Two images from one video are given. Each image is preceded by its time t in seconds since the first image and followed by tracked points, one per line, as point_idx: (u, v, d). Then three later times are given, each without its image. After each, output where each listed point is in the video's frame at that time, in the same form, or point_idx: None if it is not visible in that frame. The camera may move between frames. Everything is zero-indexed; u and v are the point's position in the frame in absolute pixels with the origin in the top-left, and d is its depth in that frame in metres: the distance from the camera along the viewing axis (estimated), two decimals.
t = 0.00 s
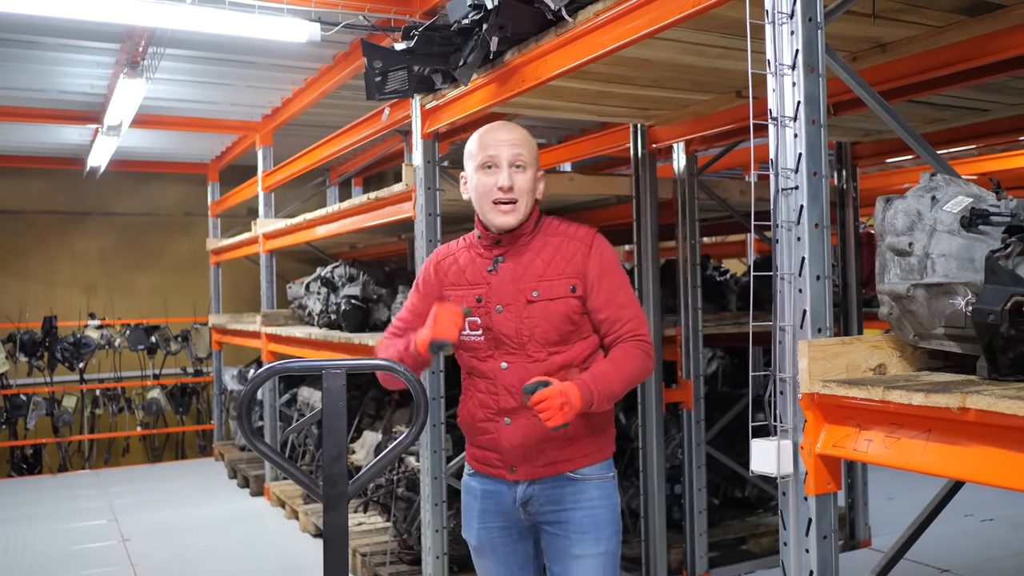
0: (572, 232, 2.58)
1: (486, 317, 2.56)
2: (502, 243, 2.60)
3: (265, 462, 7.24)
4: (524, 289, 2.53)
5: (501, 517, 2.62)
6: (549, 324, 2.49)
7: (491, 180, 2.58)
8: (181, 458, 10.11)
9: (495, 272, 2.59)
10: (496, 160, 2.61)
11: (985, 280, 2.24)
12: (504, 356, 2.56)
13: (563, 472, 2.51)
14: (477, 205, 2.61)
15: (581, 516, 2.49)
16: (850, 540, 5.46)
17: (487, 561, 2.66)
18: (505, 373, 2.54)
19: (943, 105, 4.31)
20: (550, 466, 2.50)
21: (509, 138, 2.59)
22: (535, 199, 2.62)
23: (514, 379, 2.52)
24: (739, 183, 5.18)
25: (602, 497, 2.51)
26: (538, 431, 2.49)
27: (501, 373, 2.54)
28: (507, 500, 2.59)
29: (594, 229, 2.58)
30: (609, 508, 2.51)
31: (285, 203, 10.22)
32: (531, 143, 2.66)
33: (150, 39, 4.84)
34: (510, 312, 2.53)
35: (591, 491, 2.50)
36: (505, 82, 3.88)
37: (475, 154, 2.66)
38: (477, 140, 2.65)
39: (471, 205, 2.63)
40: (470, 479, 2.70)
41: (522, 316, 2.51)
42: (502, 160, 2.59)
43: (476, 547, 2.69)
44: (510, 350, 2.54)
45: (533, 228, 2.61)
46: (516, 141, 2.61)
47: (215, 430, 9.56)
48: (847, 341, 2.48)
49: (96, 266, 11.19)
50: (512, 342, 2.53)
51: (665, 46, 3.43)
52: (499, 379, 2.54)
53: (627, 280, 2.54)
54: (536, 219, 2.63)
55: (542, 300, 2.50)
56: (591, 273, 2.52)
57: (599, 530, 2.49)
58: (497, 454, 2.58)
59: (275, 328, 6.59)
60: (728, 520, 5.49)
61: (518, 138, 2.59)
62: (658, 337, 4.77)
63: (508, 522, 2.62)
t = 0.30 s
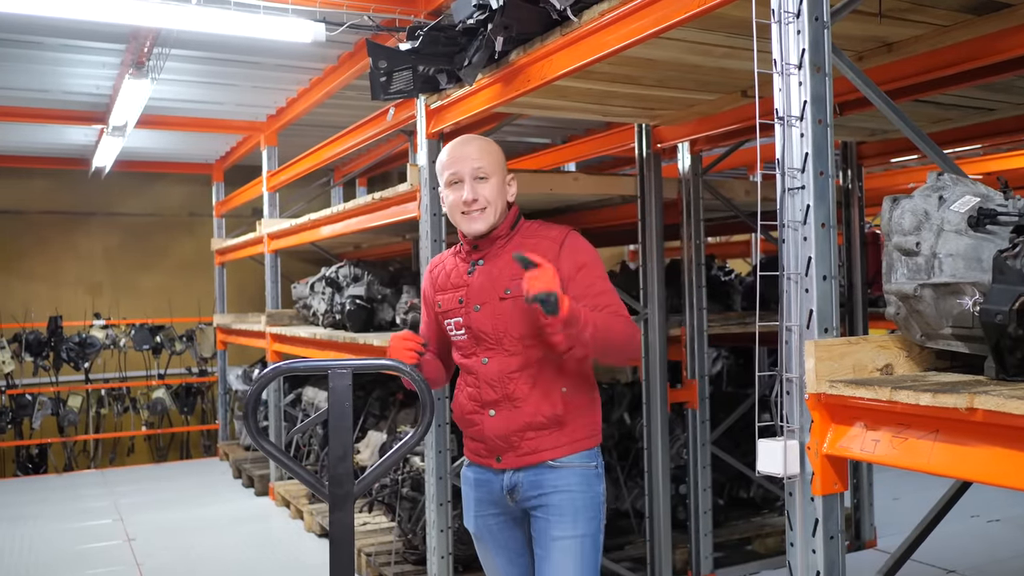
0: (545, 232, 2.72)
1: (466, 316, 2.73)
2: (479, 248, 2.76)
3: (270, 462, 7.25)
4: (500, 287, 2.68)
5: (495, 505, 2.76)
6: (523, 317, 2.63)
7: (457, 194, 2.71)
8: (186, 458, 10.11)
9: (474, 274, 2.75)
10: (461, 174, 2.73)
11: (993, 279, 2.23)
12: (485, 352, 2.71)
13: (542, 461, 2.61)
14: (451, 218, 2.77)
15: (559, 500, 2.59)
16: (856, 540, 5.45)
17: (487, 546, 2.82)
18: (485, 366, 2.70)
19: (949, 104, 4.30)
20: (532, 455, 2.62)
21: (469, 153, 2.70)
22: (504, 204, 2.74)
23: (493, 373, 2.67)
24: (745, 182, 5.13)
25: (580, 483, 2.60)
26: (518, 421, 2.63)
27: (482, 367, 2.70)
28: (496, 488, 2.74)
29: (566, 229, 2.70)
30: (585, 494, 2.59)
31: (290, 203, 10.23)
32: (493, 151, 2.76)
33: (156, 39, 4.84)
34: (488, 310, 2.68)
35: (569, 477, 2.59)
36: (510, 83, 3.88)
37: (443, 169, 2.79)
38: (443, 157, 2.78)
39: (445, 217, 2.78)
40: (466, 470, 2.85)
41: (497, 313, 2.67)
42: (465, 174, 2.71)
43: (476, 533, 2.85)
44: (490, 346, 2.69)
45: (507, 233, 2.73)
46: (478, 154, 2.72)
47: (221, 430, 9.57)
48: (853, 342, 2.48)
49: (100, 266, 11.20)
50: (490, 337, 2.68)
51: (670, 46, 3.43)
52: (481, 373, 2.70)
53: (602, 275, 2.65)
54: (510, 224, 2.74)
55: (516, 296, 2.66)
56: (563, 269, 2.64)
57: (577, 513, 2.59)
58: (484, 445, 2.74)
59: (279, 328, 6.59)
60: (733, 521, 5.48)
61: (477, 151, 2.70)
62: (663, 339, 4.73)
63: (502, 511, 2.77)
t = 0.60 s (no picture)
0: (532, 231, 2.83)
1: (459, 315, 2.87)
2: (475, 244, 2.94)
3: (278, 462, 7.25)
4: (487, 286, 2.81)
5: (489, 498, 2.91)
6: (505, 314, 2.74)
7: (457, 192, 2.89)
8: (193, 458, 10.12)
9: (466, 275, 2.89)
10: (462, 173, 2.91)
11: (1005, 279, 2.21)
12: (475, 350, 2.84)
13: (524, 455, 2.70)
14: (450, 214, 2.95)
15: (525, 490, 2.65)
16: (864, 541, 5.43)
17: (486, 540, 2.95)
18: (475, 363, 2.83)
19: (958, 103, 4.28)
20: (515, 449, 2.71)
21: (471, 153, 2.88)
22: (501, 204, 2.91)
23: (482, 369, 2.80)
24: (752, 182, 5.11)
25: (551, 479, 2.64)
26: (503, 416, 2.75)
27: (473, 364, 2.83)
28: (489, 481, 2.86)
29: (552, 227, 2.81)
30: (549, 488, 2.62)
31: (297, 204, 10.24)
32: (494, 153, 2.94)
33: (164, 39, 4.84)
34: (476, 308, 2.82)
35: (542, 470, 2.65)
36: (518, 82, 3.88)
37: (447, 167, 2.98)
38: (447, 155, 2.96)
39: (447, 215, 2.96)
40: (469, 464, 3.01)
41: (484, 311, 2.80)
42: (465, 173, 2.89)
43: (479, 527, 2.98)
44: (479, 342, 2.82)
45: (503, 232, 2.89)
46: (478, 155, 2.91)
47: (228, 430, 9.58)
48: (864, 342, 2.47)
49: (107, 266, 11.22)
50: (478, 335, 2.81)
51: (678, 46, 3.42)
52: (471, 369, 2.84)
53: (586, 269, 2.72)
54: (506, 222, 2.90)
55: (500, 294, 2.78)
56: (547, 266, 2.75)
57: (534, 506, 2.61)
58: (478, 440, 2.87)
59: (287, 328, 6.60)
60: (741, 521, 5.47)
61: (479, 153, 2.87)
62: (670, 339, 4.72)
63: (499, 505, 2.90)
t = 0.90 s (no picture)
0: (515, 236, 2.85)
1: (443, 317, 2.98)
2: (465, 245, 3.00)
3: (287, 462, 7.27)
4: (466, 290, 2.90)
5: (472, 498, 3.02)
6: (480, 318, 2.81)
7: (447, 193, 2.97)
8: (203, 457, 10.15)
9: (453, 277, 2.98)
10: (454, 174, 2.99)
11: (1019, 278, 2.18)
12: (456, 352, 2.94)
13: (491, 461, 2.79)
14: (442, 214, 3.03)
15: (488, 497, 2.75)
16: (875, 542, 5.41)
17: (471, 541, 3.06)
18: (455, 364, 2.92)
19: (970, 102, 4.26)
20: (485, 453, 2.80)
21: (463, 154, 2.96)
22: (490, 205, 2.96)
23: (460, 371, 2.90)
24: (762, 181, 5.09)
25: (512, 488, 2.71)
26: (475, 419, 2.83)
27: (452, 365, 2.93)
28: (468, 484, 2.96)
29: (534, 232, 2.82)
30: (508, 498, 2.69)
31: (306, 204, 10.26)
32: (488, 155, 3.01)
33: (175, 40, 4.86)
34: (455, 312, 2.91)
35: (504, 479, 2.73)
36: (528, 82, 3.88)
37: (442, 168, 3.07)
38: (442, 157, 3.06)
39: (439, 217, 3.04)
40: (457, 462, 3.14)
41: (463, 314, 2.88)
42: (455, 174, 2.97)
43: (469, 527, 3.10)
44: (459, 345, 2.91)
45: (490, 233, 2.94)
46: (469, 156, 2.98)
47: (238, 429, 9.60)
48: (876, 342, 2.46)
49: (117, 266, 11.27)
50: (456, 338, 2.90)
51: (688, 45, 3.42)
52: (451, 371, 2.94)
53: (564, 276, 2.72)
54: (494, 224, 2.95)
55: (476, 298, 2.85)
56: (524, 271, 2.77)
57: (492, 513, 2.71)
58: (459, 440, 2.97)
59: (296, 328, 6.61)
60: (751, 522, 5.45)
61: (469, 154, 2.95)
62: (681, 339, 4.71)
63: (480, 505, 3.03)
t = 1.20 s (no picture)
0: (485, 242, 2.83)
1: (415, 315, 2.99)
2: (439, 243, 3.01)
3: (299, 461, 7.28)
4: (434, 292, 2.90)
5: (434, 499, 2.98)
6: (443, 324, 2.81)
7: (426, 187, 2.99)
8: (216, 456, 10.18)
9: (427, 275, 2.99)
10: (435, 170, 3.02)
11: None
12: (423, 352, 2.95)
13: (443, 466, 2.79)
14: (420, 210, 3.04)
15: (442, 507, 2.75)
16: (888, 543, 5.38)
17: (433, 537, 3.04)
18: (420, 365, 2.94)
19: (985, 100, 4.24)
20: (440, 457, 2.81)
21: (446, 151, 3.00)
22: (467, 205, 2.97)
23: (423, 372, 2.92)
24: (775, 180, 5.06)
25: (462, 497, 2.71)
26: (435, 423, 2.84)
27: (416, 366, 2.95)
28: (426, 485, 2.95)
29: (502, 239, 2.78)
30: (458, 507, 2.70)
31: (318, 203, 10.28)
32: (471, 156, 3.04)
33: (188, 40, 4.87)
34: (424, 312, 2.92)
35: (454, 488, 2.73)
36: (540, 81, 3.88)
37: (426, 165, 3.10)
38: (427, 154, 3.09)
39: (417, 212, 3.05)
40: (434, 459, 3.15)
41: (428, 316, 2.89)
42: (436, 170, 3.00)
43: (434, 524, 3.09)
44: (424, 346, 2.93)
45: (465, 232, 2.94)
46: (452, 155, 3.02)
47: (250, 428, 9.63)
48: (892, 341, 2.44)
49: (130, 266, 11.32)
50: (422, 339, 2.91)
51: (701, 44, 3.41)
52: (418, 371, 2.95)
53: (529, 288, 2.69)
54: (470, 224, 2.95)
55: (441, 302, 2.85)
56: (488, 279, 2.74)
57: (445, 523, 2.72)
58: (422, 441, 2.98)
59: (308, 327, 6.63)
60: (763, 522, 5.42)
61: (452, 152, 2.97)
62: (693, 339, 4.70)
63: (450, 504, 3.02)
